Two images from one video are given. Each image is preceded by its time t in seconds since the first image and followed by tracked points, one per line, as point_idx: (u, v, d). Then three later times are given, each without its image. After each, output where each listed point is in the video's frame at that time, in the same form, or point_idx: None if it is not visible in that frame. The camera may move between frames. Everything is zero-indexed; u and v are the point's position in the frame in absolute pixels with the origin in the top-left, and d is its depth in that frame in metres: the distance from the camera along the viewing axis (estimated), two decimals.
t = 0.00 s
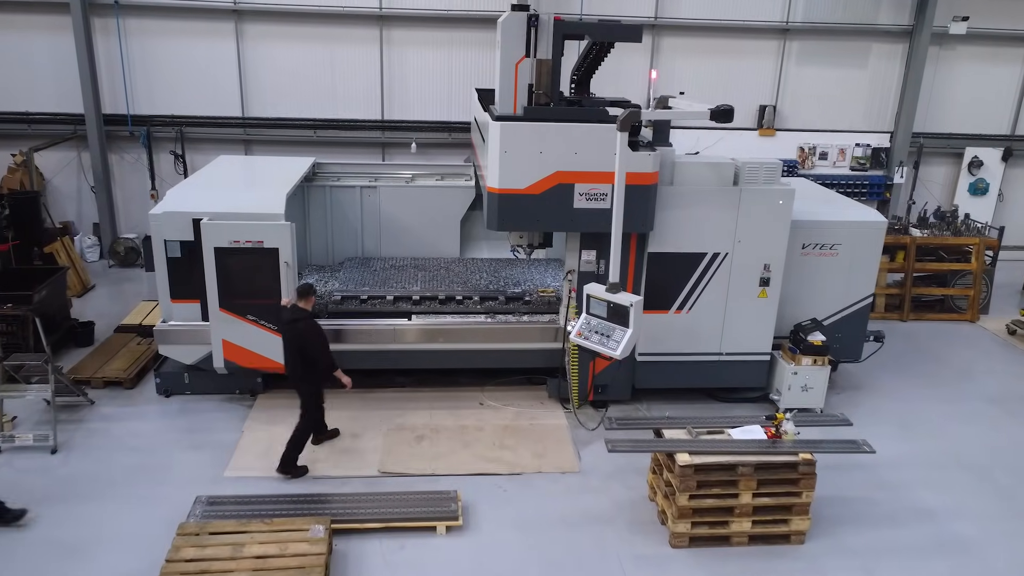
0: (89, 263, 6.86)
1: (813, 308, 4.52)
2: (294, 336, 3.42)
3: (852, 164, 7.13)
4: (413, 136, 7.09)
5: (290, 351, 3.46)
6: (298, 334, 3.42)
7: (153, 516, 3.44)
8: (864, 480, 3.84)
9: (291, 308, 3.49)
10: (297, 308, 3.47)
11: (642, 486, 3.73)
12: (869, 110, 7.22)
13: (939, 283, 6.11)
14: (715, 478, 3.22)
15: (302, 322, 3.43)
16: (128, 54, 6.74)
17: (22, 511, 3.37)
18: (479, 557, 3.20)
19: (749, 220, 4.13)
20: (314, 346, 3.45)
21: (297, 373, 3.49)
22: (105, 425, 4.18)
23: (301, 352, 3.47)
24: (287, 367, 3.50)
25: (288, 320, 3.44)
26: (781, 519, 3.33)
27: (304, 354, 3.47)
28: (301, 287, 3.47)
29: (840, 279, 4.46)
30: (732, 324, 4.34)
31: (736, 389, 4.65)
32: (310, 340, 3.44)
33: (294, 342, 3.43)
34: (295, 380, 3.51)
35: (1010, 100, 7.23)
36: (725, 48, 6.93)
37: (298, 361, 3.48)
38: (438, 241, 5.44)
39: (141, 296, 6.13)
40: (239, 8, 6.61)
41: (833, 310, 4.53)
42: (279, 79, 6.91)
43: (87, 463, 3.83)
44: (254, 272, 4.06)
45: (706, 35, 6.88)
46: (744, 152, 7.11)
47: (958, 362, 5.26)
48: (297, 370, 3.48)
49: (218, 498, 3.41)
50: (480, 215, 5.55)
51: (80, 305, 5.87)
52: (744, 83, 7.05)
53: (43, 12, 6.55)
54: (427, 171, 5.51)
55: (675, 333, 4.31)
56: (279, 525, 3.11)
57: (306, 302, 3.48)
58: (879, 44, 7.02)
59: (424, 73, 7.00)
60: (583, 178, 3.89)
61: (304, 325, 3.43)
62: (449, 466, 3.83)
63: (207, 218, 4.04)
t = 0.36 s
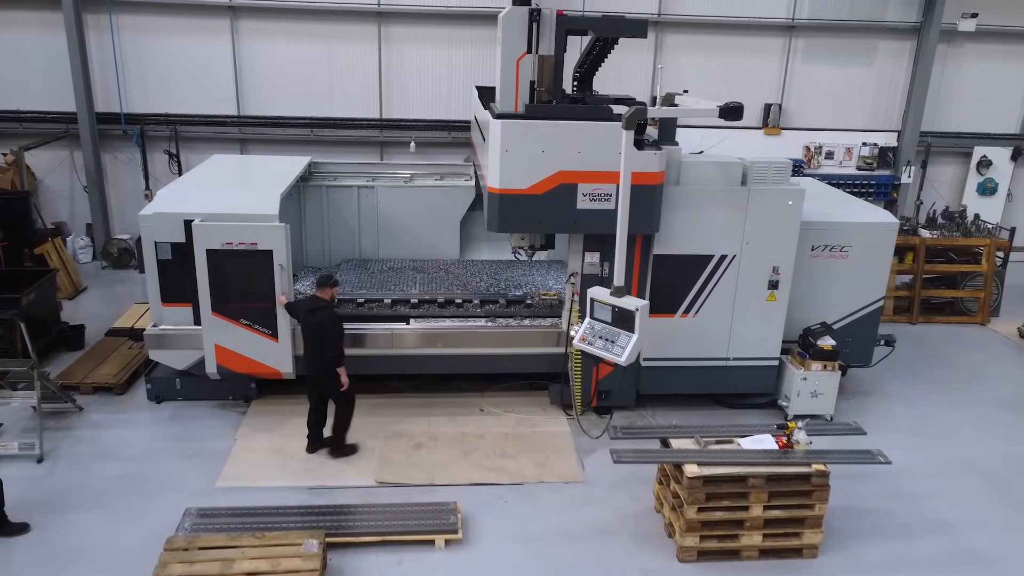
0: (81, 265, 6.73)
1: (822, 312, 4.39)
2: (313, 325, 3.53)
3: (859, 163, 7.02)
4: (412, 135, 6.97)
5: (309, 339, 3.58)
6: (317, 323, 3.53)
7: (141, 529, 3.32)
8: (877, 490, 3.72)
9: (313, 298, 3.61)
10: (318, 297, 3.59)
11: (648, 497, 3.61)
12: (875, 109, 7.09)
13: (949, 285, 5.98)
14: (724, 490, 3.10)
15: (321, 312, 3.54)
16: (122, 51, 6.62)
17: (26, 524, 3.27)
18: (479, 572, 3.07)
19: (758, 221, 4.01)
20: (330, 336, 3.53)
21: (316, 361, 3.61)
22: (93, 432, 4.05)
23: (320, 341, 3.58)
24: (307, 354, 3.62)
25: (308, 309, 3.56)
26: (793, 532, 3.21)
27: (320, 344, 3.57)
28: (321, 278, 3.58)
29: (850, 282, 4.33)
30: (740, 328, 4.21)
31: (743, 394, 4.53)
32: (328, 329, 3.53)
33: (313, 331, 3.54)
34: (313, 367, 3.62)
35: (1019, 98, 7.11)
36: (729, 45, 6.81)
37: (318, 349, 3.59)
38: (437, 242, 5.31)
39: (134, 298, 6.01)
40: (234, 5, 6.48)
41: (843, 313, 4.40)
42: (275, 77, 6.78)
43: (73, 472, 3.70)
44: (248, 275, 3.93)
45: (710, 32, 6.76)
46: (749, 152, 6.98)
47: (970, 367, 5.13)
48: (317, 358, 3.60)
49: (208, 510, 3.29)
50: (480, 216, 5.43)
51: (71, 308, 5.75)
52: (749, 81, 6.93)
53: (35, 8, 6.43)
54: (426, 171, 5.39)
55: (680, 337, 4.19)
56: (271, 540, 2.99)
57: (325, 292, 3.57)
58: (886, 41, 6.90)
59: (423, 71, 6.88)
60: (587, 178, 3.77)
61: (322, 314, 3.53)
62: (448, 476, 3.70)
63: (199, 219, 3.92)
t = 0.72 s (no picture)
0: (72, 267, 6.60)
1: (833, 316, 4.26)
2: (339, 328, 3.49)
3: (865, 163, 6.87)
4: (410, 134, 6.83)
5: (333, 343, 3.53)
6: (343, 325, 3.49)
7: (126, 544, 3.18)
8: (892, 503, 3.58)
9: (331, 300, 3.55)
10: (337, 300, 3.54)
11: (654, 510, 3.48)
12: (883, 108, 6.97)
13: (960, 288, 5.85)
14: (735, 505, 2.97)
15: (346, 314, 3.50)
16: (114, 48, 6.49)
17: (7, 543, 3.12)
18: None
19: (767, 223, 3.88)
20: (358, 337, 3.50)
21: (340, 363, 3.57)
22: (80, 441, 3.92)
23: (345, 343, 3.54)
24: (329, 358, 3.56)
25: (331, 313, 3.51)
26: (806, 548, 3.08)
27: (349, 346, 3.54)
28: (338, 279, 3.52)
29: (862, 286, 4.20)
30: (748, 334, 4.08)
31: (751, 401, 4.40)
32: (355, 331, 3.50)
33: (339, 334, 3.50)
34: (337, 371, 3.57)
35: None
36: (734, 42, 6.67)
37: (345, 352, 3.56)
38: (436, 244, 5.18)
39: (126, 300, 5.88)
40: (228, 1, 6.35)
41: (854, 318, 4.27)
42: (270, 75, 6.65)
43: (58, 483, 3.57)
44: (247, 279, 3.81)
45: (714, 30, 6.63)
46: (754, 151, 6.85)
47: (983, 372, 5.00)
48: (341, 360, 3.56)
49: (197, 525, 3.15)
50: (480, 217, 5.29)
51: (62, 311, 5.62)
52: (753, 79, 6.80)
53: (24, 4, 6.29)
54: (425, 171, 5.25)
55: (687, 343, 4.06)
56: (261, 558, 2.86)
57: (347, 294, 3.53)
58: (894, 38, 6.77)
59: (421, 68, 6.74)
60: (591, 178, 3.63)
61: (349, 316, 3.50)
62: (447, 488, 3.57)
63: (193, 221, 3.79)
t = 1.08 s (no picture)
0: (64, 269, 6.47)
1: (844, 322, 4.13)
2: (361, 329, 3.41)
3: (873, 163, 6.74)
4: (409, 134, 6.70)
5: (352, 345, 3.44)
6: (365, 326, 3.41)
7: (112, 560, 3.05)
8: (907, 516, 3.46)
9: (349, 300, 3.44)
10: (355, 300, 3.43)
11: (661, 524, 3.35)
12: (891, 107, 6.84)
13: (970, 291, 5.72)
14: (747, 521, 2.85)
15: (366, 314, 3.42)
16: (106, 45, 6.36)
17: None
18: None
19: (778, 226, 3.75)
20: (378, 338, 3.43)
21: (358, 365, 3.48)
22: (67, 452, 3.79)
23: (364, 344, 3.46)
24: (346, 360, 3.46)
25: (352, 314, 3.41)
26: (821, 566, 2.96)
27: (368, 347, 3.47)
28: (355, 279, 3.41)
29: (874, 290, 4.07)
30: (757, 340, 3.95)
31: (759, 409, 4.27)
32: (376, 332, 3.43)
33: (360, 335, 3.42)
34: (354, 373, 3.48)
35: None
36: (739, 40, 6.54)
37: (364, 353, 3.48)
38: (435, 246, 5.04)
39: (118, 304, 5.75)
40: None
41: (865, 324, 4.14)
42: (267, 73, 6.52)
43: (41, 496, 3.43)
44: (246, 284, 3.68)
45: (719, 27, 6.50)
46: (759, 151, 6.73)
47: (996, 378, 4.87)
48: (359, 362, 3.47)
49: (185, 540, 3.02)
50: (480, 218, 5.17)
51: (52, 315, 5.48)
52: (759, 77, 6.68)
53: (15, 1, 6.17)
54: (424, 172, 5.13)
55: (693, 350, 3.93)
56: None
57: (366, 294, 3.44)
58: (902, 36, 6.65)
59: (420, 67, 6.61)
60: (595, 179, 3.51)
61: (371, 316, 3.42)
62: (446, 500, 3.44)
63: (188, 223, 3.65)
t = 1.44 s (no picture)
0: (58, 271, 6.36)
1: (855, 327, 4.03)
2: (374, 333, 3.32)
3: (880, 164, 6.64)
4: (408, 134, 6.59)
5: (367, 348, 3.36)
6: (379, 330, 3.31)
7: None
8: (922, 529, 3.35)
9: (365, 302, 3.37)
10: (370, 302, 3.36)
11: (668, 537, 3.24)
12: (898, 106, 6.73)
13: (980, 294, 5.62)
14: (760, 537, 2.76)
15: (380, 316, 3.32)
16: (101, 43, 6.25)
17: None
18: None
19: (788, 229, 3.65)
20: (391, 343, 3.32)
21: (374, 369, 3.39)
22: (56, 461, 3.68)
23: (378, 349, 3.36)
24: (362, 364, 3.39)
25: (365, 316, 3.33)
26: None
27: (382, 352, 3.37)
28: (371, 280, 3.35)
29: (886, 294, 3.97)
30: (766, 346, 3.85)
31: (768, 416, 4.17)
32: (389, 336, 3.32)
33: (375, 339, 3.32)
34: (370, 377, 3.40)
35: None
36: (744, 38, 6.44)
37: (379, 358, 3.38)
38: (435, 248, 4.94)
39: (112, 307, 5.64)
40: None
41: (877, 329, 4.03)
42: (264, 71, 6.42)
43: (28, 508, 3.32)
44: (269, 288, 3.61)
45: (723, 25, 6.39)
46: (764, 151, 6.62)
47: (1009, 383, 4.77)
48: (374, 366, 3.39)
49: (177, 556, 2.91)
50: (481, 220, 5.06)
51: (45, 318, 5.37)
52: (764, 76, 6.57)
53: None
54: (424, 172, 5.02)
55: (701, 356, 3.83)
56: None
57: (381, 296, 3.36)
58: (910, 35, 6.54)
59: (420, 65, 6.51)
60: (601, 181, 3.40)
61: (385, 319, 3.32)
62: (447, 512, 3.34)
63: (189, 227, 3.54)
